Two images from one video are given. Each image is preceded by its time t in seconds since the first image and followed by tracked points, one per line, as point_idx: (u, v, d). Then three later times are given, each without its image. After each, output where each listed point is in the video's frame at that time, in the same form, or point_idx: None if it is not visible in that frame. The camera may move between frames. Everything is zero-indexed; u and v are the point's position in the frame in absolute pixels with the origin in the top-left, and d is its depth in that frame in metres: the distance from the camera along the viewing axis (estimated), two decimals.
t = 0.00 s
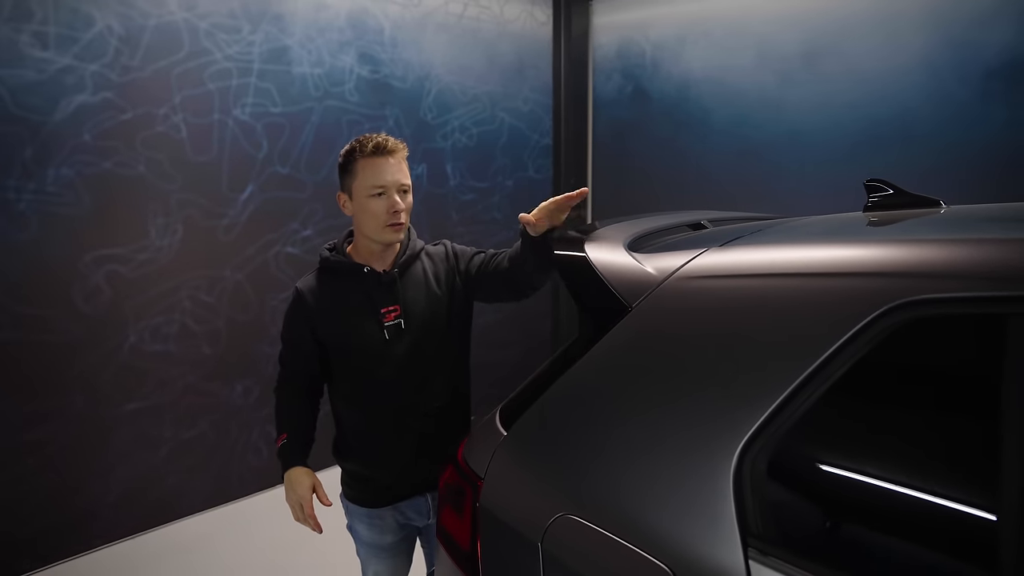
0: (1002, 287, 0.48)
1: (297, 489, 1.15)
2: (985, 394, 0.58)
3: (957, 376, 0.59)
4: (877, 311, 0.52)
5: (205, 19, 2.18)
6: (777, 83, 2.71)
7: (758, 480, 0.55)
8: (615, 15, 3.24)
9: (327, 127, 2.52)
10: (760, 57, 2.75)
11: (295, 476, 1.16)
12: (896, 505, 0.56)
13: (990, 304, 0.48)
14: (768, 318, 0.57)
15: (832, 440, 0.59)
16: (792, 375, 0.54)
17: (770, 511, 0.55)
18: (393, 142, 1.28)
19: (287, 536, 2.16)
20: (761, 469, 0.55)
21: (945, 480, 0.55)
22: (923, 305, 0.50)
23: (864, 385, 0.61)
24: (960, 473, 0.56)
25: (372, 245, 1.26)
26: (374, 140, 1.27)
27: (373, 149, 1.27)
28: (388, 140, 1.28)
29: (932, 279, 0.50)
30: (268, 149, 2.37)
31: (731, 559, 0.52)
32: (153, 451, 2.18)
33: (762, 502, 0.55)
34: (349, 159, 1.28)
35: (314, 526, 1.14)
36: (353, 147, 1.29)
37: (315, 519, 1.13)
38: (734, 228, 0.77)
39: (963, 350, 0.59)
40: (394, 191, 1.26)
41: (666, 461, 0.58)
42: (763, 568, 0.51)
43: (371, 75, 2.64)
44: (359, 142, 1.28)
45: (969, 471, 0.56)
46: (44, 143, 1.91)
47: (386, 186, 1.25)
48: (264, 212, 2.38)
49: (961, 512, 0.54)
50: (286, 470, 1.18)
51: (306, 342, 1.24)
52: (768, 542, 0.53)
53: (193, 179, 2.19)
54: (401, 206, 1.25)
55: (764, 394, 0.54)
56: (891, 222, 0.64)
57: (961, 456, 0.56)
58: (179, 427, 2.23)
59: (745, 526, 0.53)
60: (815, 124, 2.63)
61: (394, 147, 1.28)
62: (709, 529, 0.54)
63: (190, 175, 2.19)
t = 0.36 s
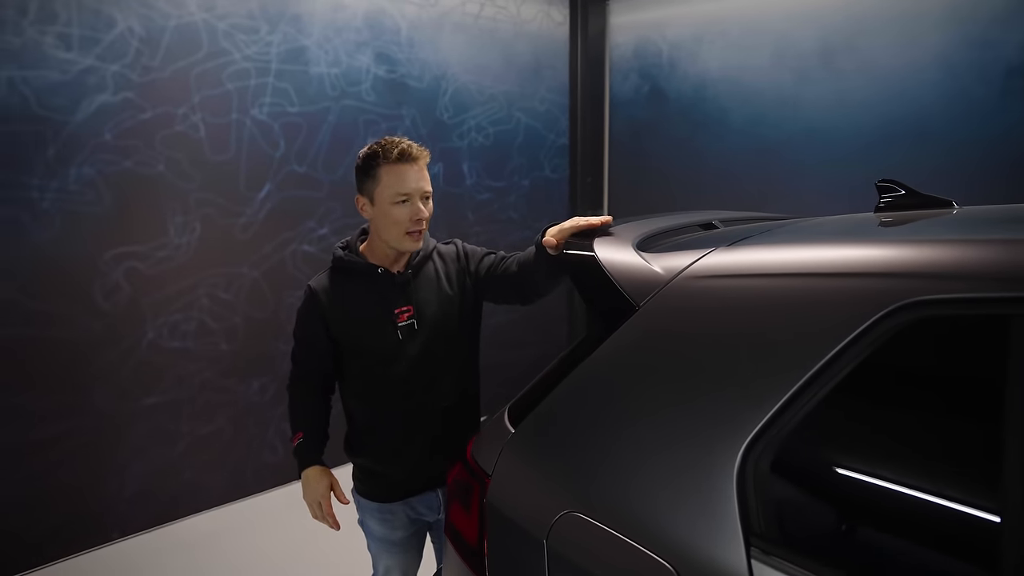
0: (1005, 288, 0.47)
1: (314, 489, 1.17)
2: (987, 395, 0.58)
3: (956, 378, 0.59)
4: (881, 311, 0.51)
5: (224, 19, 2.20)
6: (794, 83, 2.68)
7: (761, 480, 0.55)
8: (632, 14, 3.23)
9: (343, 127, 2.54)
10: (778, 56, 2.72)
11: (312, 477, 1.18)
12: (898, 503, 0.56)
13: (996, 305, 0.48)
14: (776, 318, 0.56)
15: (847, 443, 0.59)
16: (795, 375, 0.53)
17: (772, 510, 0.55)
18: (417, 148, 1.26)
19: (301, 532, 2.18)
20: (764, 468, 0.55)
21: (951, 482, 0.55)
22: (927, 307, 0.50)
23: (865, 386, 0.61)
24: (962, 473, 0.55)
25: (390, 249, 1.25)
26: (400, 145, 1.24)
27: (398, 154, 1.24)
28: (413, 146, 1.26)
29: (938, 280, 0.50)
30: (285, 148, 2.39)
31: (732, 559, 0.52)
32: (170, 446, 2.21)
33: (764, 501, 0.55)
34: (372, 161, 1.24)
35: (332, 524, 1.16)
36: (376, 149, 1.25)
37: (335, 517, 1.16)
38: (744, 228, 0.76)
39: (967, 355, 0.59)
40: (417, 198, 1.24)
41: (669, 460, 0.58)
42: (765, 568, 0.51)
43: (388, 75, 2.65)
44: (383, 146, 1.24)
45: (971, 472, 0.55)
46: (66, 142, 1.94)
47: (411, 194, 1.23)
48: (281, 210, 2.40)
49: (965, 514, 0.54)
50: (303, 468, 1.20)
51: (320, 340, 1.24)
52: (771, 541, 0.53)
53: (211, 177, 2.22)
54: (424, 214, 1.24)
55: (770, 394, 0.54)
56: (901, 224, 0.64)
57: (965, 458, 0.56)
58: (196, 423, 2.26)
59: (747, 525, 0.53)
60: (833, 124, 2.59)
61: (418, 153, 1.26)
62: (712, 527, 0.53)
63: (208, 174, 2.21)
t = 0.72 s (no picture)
0: (1011, 288, 0.47)
1: (334, 486, 1.15)
2: (989, 396, 0.61)
3: (957, 377, 0.63)
4: (887, 310, 0.51)
5: (242, 21, 2.23)
6: (810, 83, 2.66)
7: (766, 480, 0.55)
8: (648, 14, 3.21)
9: (359, 127, 2.55)
10: (794, 55, 2.70)
11: (332, 475, 1.17)
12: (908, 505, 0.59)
13: (1003, 305, 0.47)
14: (783, 316, 0.56)
15: (861, 446, 0.62)
16: (799, 374, 0.53)
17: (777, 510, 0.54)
18: (439, 143, 1.34)
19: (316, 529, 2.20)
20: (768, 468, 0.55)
21: (958, 482, 0.58)
22: (931, 306, 0.49)
23: (871, 386, 0.66)
24: (967, 474, 0.58)
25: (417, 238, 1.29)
26: (425, 140, 1.32)
27: (424, 149, 1.32)
28: (435, 141, 1.34)
29: (944, 280, 0.49)
30: (301, 148, 2.41)
31: (738, 558, 0.52)
32: (188, 443, 2.24)
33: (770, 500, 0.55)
34: (397, 155, 1.30)
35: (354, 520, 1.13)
36: (397, 145, 1.31)
37: (357, 512, 1.13)
38: (754, 228, 0.76)
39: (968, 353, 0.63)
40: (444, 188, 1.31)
41: (674, 457, 0.57)
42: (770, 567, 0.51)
43: (404, 75, 2.66)
44: (408, 141, 1.31)
45: (975, 472, 0.58)
46: (88, 143, 1.98)
47: (441, 182, 1.30)
48: (298, 210, 2.42)
49: (968, 513, 0.56)
50: (325, 466, 1.19)
51: (335, 338, 1.24)
52: (775, 539, 0.52)
53: (229, 177, 2.25)
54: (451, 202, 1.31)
55: (773, 393, 0.53)
56: (913, 225, 0.63)
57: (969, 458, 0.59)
58: (213, 420, 2.29)
59: (751, 522, 0.53)
60: (850, 124, 2.56)
61: (439, 148, 1.34)
62: (716, 525, 0.53)
63: (226, 173, 2.24)
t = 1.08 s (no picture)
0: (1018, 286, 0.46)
1: (355, 479, 1.14)
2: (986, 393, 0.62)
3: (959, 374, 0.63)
4: (886, 308, 0.51)
5: (259, 23, 2.26)
6: (827, 85, 2.64)
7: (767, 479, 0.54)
8: (665, 14, 3.20)
9: (375, 127, 2.57)
10: (812, 55, 2.69)
11: (353, 469, 1.15)
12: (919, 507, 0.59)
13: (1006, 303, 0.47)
14: (787, 313, 0.56)
15: (867, 445, 0.62)
16: (799, 373, 0.53)
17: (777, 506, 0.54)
18: (460, 147, 1.36)
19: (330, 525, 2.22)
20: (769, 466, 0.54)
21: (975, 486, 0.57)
22: (932, 305, 0.49)
23: (872, 383, 0.65)
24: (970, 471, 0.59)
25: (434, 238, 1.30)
26: (447, 142, 1.34)
27: (445, 151, 1.34)
28: (456, 145, 1.36)
29: (949, 279, 0.49)
30: (318, 148, 2.44)
31: (738, 555, 0.52)
32: (204, 438, 2.27)
33: (774, 496, 0.55)
34: (420, 155, 1.31)
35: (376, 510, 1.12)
36: (419, 146, 1.33)
37: (378, 503, 1.12)
38: (762, 227, 0.76)
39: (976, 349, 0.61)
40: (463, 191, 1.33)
41: (677, 452, 0.58)
42: (770, 562, 0.51)
43: (419, 76, 2.68)
44: (431, 142, 1.33)
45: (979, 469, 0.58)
46: (109, 143, 2.01)
47: (460, 185, 1.32)
48: (314, 209, 2.45)
49: (972, 512, 0.57)
50: (342, 460, 1.18)
51: (349, 334, 1.25)
52: (775, 534, 0.52)
53: (246, 177, 2.28)
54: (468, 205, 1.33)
55: (775, 389, 0.54)
56: (921, 225, 0.63)
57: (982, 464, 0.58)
58: (229, 416, 2.32)
59: (751, 518, 0.53)
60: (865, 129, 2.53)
61: (459, 151, 1.36)
62: (718, 520, 0.53)
63: (244, 173, 2.27)
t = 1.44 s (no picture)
0: (1009, 290, 0.47)
1: (360, 469, 1.16)
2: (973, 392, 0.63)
3: (955, 374, 0.64)
4: (869, 312, 0.52)
5: (267, 26, 2.29)
6: (834, 87, 2.67)
7: (753, 478, 0.56)
8: (672, 16, 3.22)
9: (382, 129, 2.59)
10: (818, 57, 2.71)
11: (358, 460, 1.17)
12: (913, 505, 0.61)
13: (987, 307, 0.48)
14: (775, 315, 0.57)
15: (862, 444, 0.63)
16: (786, 375, 0.54)
17: (762, 503, 0.55)
18: (470, 151, 1.38)
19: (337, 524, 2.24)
20: (755, 465, 0.56)
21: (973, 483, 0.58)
22: (912, 309, 0.50)
23: (862, 382, 0.65)
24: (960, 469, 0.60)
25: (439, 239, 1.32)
26: (457, 146, 1.36)
27: (455, 154, 1.36)
28: (466, 148, 1.38)
29: (941, 282, 0.50)
30: (325, 150, 2.46)
31: (725, 552, 0.53)
32: (212, 437, 2.29)
33: (759, 495, 0.56)
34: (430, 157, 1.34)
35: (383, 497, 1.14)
36: (431, 149, 1.36)
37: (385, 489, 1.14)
38: (758, 229, 0.77)
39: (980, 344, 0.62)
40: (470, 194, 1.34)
41: (667, 452, 0.59)
42: (753, 558, 0.52)
43: (426, 78, 2.70)
44: (441, 145, 1.35)
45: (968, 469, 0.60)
46: (119, 145, 2.04)
47: (467, 188, 1.33)
48: (321, 210, 2.47)
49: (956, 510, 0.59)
50: (349, 451, 1.19)
51: (358, 331, 1.26)
52: (761, 532, 0.54)
53: (254, 178, 2.30)
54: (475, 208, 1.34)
55: (762, 389, 0.55)
56: (914, 229, 0.64)
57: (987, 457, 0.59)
58: (237, 415, 2.34)
59: (737, 515, 0.54)
60: (873, 127, 2.57)
61: (469, 155, 1.38)
62: (705, 517, 0.55)
63: (252, 174, 2.30)
